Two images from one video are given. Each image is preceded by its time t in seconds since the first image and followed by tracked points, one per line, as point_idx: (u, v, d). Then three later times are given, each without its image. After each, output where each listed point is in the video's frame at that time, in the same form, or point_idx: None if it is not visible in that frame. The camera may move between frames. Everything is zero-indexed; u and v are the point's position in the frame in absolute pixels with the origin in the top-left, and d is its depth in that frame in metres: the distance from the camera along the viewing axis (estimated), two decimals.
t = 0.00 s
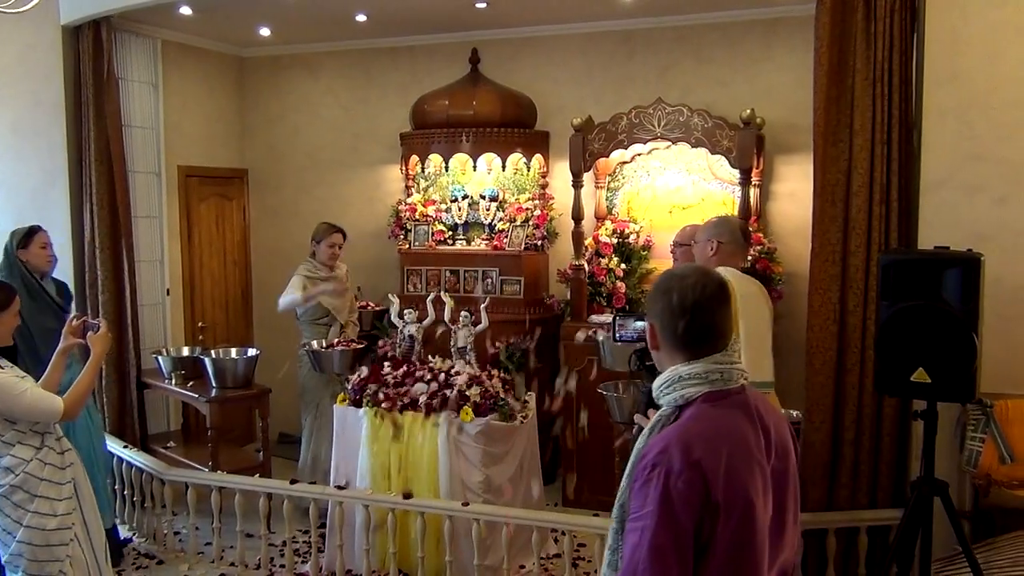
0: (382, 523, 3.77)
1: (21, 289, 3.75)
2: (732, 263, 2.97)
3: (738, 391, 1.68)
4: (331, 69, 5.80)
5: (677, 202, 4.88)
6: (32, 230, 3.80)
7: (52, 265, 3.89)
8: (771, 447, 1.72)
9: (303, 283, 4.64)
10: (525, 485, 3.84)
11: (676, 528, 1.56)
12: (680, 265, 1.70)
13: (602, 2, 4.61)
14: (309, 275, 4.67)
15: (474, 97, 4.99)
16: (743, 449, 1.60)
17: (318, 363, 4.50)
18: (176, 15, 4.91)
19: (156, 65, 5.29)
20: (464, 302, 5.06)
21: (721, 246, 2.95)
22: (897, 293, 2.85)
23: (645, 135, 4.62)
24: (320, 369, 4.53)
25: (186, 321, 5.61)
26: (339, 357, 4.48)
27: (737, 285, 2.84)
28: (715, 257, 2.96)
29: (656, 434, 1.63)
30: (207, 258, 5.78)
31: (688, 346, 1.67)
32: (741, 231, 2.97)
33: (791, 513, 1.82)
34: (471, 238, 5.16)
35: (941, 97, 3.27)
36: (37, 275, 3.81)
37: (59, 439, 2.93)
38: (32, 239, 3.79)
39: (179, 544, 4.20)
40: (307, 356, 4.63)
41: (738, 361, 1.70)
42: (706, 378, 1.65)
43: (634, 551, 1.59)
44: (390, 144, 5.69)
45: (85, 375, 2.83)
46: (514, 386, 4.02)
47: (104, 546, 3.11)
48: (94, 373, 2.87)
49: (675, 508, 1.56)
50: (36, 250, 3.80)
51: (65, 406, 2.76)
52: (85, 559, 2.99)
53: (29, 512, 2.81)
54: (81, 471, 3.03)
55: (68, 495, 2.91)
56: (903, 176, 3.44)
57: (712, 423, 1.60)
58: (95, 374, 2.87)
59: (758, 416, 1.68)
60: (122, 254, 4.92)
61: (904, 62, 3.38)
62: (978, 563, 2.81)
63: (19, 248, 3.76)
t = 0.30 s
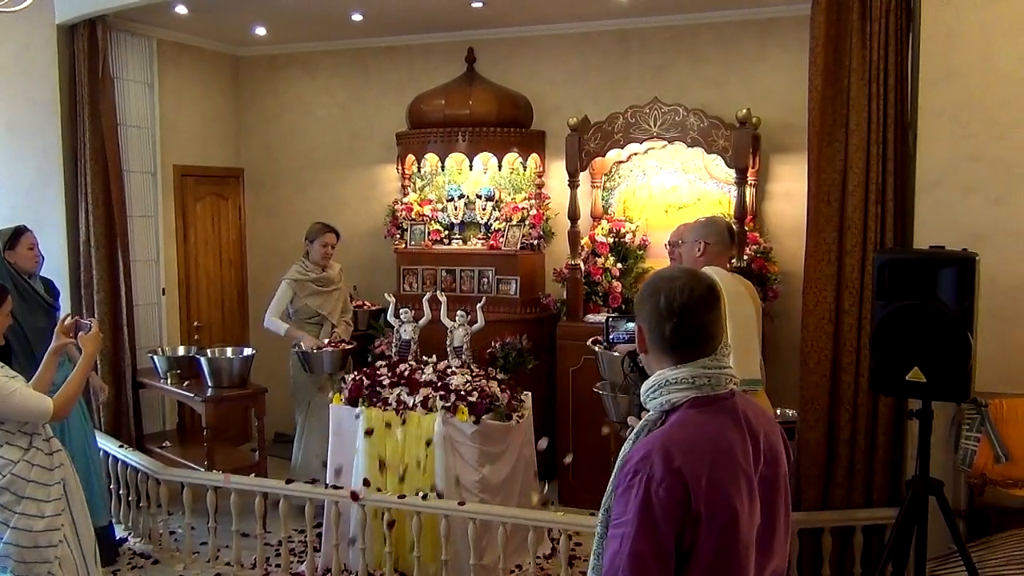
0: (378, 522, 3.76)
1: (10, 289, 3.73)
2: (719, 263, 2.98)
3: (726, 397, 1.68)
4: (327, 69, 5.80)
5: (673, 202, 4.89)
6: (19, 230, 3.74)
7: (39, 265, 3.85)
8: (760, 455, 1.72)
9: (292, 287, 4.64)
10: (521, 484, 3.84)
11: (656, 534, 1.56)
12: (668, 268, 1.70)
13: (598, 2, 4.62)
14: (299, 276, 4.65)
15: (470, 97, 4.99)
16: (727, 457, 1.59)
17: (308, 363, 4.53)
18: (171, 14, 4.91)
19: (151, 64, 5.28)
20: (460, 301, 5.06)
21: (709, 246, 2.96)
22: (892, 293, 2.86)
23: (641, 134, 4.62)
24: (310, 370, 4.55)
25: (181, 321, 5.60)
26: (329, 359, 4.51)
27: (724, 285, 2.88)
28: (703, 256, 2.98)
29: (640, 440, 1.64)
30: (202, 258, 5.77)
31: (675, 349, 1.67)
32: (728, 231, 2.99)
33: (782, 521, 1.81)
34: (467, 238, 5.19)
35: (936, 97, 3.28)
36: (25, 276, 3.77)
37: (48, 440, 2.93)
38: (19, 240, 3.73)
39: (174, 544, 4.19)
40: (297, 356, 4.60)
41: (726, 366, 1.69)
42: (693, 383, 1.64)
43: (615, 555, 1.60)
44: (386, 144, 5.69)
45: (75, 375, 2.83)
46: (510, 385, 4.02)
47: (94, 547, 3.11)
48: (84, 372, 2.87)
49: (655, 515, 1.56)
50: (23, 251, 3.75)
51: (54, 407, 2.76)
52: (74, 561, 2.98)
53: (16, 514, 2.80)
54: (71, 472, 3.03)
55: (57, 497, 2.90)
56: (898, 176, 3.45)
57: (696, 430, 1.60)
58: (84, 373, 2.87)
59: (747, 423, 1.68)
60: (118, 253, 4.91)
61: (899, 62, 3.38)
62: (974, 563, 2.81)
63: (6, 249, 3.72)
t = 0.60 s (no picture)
0: (374, 522, 3.76)
1: (9, 292, 3.72)
2: (720, 262, 3.00)
3: (719, 399, 1.67)
4: (323, 68, 5.80)
5: (669, 202, 4.89)
6: (25, 236, 3.74)
7: (38, 269, 3.85)
8: (753, 458, 1.71)
9: (286, 288, 4.64)
10: (517, 484, 3.84)
11: (649, 539, 1.56)
12: (636, 275, 1.73)
13: (594, 2, 4.62)
14: (294, 276, 4.64)
15: (466, 97, 4.99)
16: (720, 460, 1.59)
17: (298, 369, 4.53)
18: (166, 14, 4.90)
19: (147, 64, 5.28)
20: (456, 301, 5.06)
21: (710, 243, 2.98)
22: (887, 293, 2.85)
23: (637, 134, 4.62)
24: (299, 376, 4.55)
25: (177, 321, 5.59)
26: (317, 364, 4.51)
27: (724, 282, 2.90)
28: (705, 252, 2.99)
29: (633, 444, 1.63)
30: (198, 258, 5.76)
31: (667, 346, 1.66)
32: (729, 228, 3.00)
33: (777, 521, 1.81)
34: (464, 238, 5.17)
35: (931, 98, 3.29)
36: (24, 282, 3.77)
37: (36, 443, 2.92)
38: (23, 246, 3.74)
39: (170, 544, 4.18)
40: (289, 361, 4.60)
41: (718, 364, 1.70)
42: (686, 385, 1.64)
43: (608, 559, 1.60)
44: (382, 144, 5.69)
45: (65, 376, 2.84)
46: (506, 385, 4.03)
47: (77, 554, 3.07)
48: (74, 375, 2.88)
49: (647, 520, 1.56)
50: (24, 259, 3.75)
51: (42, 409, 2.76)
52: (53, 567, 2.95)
53: None
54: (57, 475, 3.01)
55: (41, 500, 2.88)
56: (893, 177, 3.45)
57: (688, 434, 1.59)
58: (74, 374, 2.87)
59: (740, 426, 1.67)
60: (113, 253, 4.90)
61: (894, 62, 3.39)
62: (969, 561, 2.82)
63: (8, 253, 3.72)
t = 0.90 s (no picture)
0: (370, 522, 3.76)
1: (14, 291, 3.70)
2: (722, 264, 2.99)
3: (705, 394, 1.67)
4: (320, 68, 5.79)
5: (666, 202, 4.89)
6: (32, 235, 3.76)
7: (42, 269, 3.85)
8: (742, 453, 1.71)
9: (284, 289, 4.62)
10: (513, 483, 3.86)
11: (639, 530, 1.55)
12: (613, 283, 1.74)
13: (590, 2, 4.62)
14: (295, 277, 4.62)
15: (463, 97, 4.98)
16: (707, 452, 1.59)
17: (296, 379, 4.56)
18: (162, 14, 4.90)
19: (142, 64, 5.27)
20: (452, 301, 5.06)
21: (713, 244, 2.97)
22: (884, 293, 2.86)
23: (633, 134, 4.63)
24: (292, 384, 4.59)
25: (173, 322, 5.59)
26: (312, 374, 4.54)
27: (725, 284, 2.91)
28: (708, 254, 2.99)
29: (623, 439, 1.63)
30: (194, 258, 5.76)
31: (653, 344, 1.66)
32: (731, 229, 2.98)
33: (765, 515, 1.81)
34: (460, 238, 5.16)
35: (928, 99, 3.29)
36: (28, 282, 3.77)
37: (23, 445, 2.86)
38: (30, 244, 3.74)
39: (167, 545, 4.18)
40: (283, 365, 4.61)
41: (703, 361, 1.70)
42: (672, 380, 1.63)
43: (599, 554, 1.59)
44: (378, 144, 5.68)
45: (56, 376, 2.84)
46: (502, 386, 4.03)
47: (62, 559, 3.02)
48: (64, 375, 2.88)
49: (637, 513, 1.55)
50: (31, 257, 3.75)
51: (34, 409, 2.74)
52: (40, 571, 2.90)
53: None
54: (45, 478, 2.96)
55: (29, 504, 2.83)
56: (889, 177, 3.45)
57: (675, 427, 1.59)
58: (65, 374, 2.88)
59: (727, 420, 1.68)
60: (109, 252, 4.89)
61: (890, 63, 3.39)
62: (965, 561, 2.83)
63: (15, 252, 3.71)
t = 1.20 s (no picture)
0: (367, 522, 3.76)
1: (28, 287, 3.68)
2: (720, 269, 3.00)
3: (682, 375, 1.69)
4: (317, 68, 5.79)
5: (663, 202, 4.89)
6: (45, 233, 3.75)
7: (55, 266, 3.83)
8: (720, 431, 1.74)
9: (287, 290, 4.62)
10: (510, 483, 3.86)
11: (623, 506, 1.57)
12: (594, 280, 1.75)
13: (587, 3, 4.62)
14: (299, 279, 4.63)
15: (460, 97, 4.99)
16: (687, 429, 1.62)
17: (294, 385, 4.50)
18: (159, 14, 4.89)
19: (139, 64, 5.26)
20: (449, 301, 5.05)
21: (712, 248, 2.97)
22: (881, 292, 2.87)
23: (630, 135, 4.62)
24: (292, 388, 4.52)
25: (170, 322, 5.58)
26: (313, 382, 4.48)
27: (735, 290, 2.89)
28: (707, 258, 2.99)
29: (607, 420, 1.65)
30: (190, 258, 5.75)
31: (638, 338, 1.68)
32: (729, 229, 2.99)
33: (746, 489, 1.84)
34: (457, 238, 5.17)
35: (924, 100, 3.29)
36: (42, 278, 3.75)
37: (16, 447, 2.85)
38: (43, 243, 3.73)
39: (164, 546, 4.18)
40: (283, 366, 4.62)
41: (676, 348, 1.72)
42: (650, 366, 1.65)
43: (586, 532, 1.61)
44: (375, 144, 5.68)
45: (50, 375, 2.83)
46: (499, 386, 4.03)
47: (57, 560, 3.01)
48: (58, 376, 2.87)
49: (623, 490, 1.57)
50: (44, 255, 3.74)
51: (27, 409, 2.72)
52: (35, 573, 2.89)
53: None
54: (39, 479, 2.95)
55: (24, 506, 2.82)
56: (885, 178, 3.46)
57: (656, 406, 1.62)
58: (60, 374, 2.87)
59: (705, 396, 1.70)
60: (105, 253, 4.89)
61: (886, 64, 3.39)
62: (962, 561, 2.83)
63: (30, 249, 3.70)
